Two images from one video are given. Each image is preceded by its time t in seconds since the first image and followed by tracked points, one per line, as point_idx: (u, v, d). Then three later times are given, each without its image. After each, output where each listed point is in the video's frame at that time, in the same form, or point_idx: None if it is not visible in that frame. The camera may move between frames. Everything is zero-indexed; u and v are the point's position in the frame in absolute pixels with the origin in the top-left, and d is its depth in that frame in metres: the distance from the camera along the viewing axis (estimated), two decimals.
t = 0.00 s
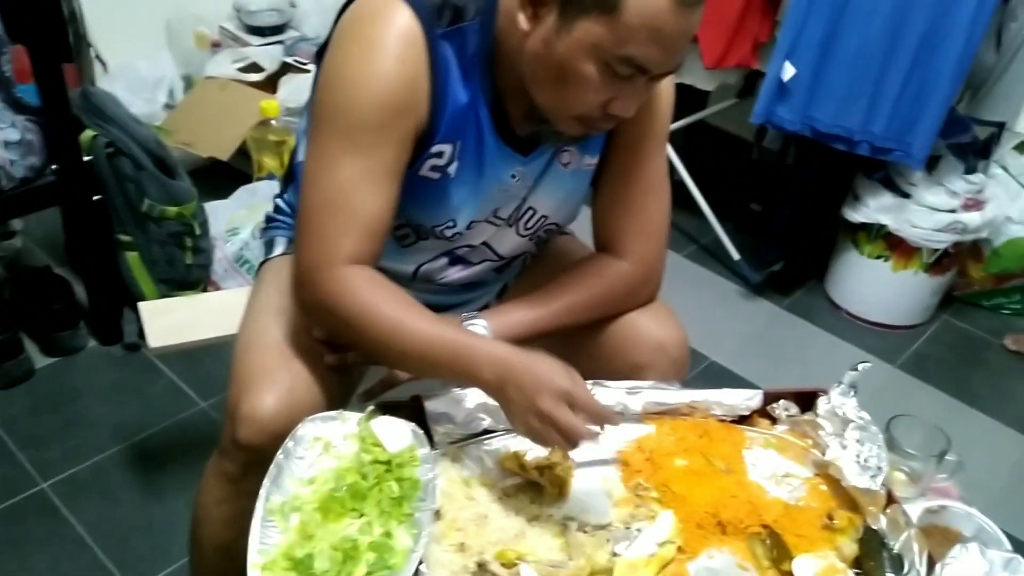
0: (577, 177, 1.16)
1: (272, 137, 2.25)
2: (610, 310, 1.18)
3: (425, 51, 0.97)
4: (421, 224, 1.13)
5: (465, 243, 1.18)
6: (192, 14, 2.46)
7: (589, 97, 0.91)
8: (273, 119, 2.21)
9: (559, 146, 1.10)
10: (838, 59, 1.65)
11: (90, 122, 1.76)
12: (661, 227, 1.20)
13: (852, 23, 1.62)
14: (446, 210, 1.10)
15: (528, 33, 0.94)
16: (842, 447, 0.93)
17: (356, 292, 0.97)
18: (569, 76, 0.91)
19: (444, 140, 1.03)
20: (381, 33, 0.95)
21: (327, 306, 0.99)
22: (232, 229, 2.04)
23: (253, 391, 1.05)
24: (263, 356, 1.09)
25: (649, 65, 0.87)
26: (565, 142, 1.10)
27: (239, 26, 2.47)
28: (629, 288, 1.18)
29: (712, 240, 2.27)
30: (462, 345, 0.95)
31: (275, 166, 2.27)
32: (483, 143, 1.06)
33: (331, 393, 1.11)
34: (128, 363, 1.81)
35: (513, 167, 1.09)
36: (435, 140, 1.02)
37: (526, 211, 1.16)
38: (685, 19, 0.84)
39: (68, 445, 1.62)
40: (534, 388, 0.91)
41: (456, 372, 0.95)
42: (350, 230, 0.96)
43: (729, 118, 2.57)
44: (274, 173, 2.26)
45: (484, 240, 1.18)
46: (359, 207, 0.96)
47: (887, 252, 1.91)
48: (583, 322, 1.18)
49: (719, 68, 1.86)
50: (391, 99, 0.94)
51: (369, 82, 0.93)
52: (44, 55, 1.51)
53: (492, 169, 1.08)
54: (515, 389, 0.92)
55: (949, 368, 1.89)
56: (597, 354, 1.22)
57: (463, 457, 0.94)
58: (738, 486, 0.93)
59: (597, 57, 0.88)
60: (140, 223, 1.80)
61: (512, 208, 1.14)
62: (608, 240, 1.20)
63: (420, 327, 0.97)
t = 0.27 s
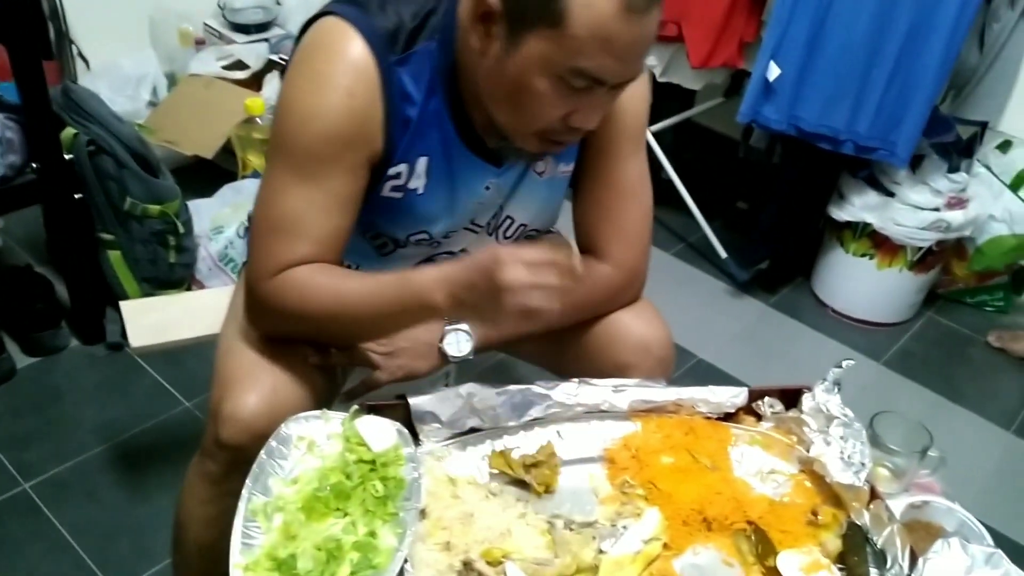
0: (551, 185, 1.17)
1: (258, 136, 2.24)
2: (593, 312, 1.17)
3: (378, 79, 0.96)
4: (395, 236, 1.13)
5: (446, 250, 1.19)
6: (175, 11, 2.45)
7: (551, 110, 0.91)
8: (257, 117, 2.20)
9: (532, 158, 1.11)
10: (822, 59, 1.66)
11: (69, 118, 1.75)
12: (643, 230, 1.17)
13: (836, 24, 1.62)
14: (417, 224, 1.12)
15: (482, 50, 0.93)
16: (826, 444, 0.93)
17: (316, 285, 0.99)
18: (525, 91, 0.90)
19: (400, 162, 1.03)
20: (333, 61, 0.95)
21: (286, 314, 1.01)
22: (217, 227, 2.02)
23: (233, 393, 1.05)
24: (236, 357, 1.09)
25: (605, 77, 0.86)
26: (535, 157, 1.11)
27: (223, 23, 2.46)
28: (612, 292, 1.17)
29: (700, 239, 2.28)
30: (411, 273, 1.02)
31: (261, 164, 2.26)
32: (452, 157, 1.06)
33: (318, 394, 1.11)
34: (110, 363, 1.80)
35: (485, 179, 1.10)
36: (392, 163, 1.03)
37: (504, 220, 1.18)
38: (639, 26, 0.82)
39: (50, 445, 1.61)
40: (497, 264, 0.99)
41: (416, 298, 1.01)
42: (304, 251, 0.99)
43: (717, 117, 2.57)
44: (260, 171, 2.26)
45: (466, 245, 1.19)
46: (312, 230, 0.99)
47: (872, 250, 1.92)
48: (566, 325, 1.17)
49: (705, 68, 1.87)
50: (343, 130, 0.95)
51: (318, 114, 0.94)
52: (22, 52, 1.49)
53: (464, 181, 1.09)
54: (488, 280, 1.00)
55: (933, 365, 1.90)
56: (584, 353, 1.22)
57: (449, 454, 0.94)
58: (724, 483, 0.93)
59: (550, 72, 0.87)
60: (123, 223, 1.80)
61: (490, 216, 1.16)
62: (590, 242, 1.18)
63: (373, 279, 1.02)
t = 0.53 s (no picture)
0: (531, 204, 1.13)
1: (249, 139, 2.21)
2: (575, 324, 1.18)
3: (338, 96, 0.97)
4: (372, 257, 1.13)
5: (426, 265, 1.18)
6: (165, 13, 2.43)
7: (488, 132, 0.90)
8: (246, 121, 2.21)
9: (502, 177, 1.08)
10: (812, 62, 1.66)
11: (58, 122, 1.73)
12: (627, 241, 1.16)
13: (827, 26, 1.63)
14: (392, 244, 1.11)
15: (416, 73, 0.93)
16: (818, 448, 0.93)
17: (289, 292, 0.99)
18: (458, 112, 0.90)
19: (371, 185, 1.04)
20: (292, 78, 0.96)
21: (265, 330, 1.02)
22: (208, 230, 2.02)
23: (223, 399, 1.04)
24: (219, 370, 1.08)
25: (533, 98, 0.85)
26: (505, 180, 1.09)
27: (213, 25, 2.46)
28: (592, 305, 1.17)
29: (693, 241, 2.28)
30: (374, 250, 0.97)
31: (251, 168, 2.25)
32: (418, 175, 1.05)
33: (307, 400, 1.09)
34: (101, 369, 1.79)
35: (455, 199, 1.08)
36: (362, 185, 1.03)
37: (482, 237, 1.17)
38: (558, 44, 0.81)
39: (42, 452, 1.60)
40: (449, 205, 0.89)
41: (382, 275, 0.96)
42: (280, 267, 0.99)
43: (708, 119, 2.58)
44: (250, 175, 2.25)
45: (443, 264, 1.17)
46: (286, 245, 0.99)
47: (863, 252, 1.92)
48: (550, 336, 1.19)
49: (696, 70, 1.88)
50: (307, 146, 0.96)
51: (284, 134, 0.95)
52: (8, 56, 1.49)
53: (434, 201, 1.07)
54: (436, 233, 0.92)
55: (925, 367, 1.90)
56: (572, 362, 1.22)
57: (441, 461, 0.93)
58: (717, 488, 0.93)
59: (478, 93, 0.86)
60: (113, 227, 1.79)
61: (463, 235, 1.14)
62: (571, 254, 1.18)
63: (344, 266, 0.99)
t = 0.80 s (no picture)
0: (523, 221, 1.13)
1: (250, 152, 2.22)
2: (571, 341, 1.18)
3: (331, 114, 0.97)
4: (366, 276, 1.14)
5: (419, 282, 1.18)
6: (168, 27, 2.43)
7: (480, 158, 0.89)
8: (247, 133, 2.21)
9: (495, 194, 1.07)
10: (809, 74, 1.66)
11: (60, 136, 1.70)
12: (622, 258, 1.16)
13: (823, 39, 1.63)
14: (387, 263, 1.11)
15: (405, 102, 0.93)
16: (819, 463, 0.92)
17: (271, 318, 0.98)
18: (448, 141, 0.90)
19: (366, 206, 1.04)
20: (284, 97, 0.97)
21: (251, 353, 1.02)
22: (208, 244, 2.03)
23: (209, 413, 1.08)
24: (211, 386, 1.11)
25: (521, 120, 0.84)
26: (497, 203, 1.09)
27: (215, 40, 2.48)
28: (587, 322, 1.17)
29: (691, 252, 2.27)
30: (354, 290, 0.94)
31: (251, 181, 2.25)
32: (409, 196, 1.04)
33: (289, 419, 1.13)
34: (100, 381, 1.78)
35: (447, 219, 1.08)
36: (357, 206, 1.04)
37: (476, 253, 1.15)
38: (538, 67, 0.82)
39: (42, 465, 1.59)
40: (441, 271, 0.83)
41: (358, 317, 0.93)
42: (267, 289, 0.99)
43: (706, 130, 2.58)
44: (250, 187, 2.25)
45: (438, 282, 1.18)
46: (275, 266, 0.99)
47: (863, 263, 1.91)
48: (545, 351, 1.18)
49: (694, 81, 1.88)
50: (298, 166, 0.96)
51: (274, 159, 0.96)
52: (13, 71, 1.50)
53: (427, 221, 1.07)
54: (418, 288, 0.86)
55: (925, 378, 1.89)
56: (568, 377, 1.21)
57: (440, 477, 0.93)
58: (716, 504, 0.93)
59: (466, 119, 0.86)
60: (114, 241, 1.78)
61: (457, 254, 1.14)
62: (566, 271, 1.17)
63: (327, 300, 0.97)
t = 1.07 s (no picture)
0: (520, 237, 1.14)
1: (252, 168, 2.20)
2: (570, 359, 1.17)
3: (334, 139, 0.97)
4: (363, 293, 1.14)
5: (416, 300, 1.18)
6: (170, 45, 2.45)
7: (480, 181, 0.89)
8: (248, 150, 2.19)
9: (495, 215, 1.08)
10: (806, 89, 1.67)
11: (66, 155, 1.71)
12: (620, 276, 1.16)
13: (820, 55, 1.63)
14: (384, 281, 1.11)
15: (405, 126, 0.93)
16: (820, 483, 0.90)
17: (272, 345, 0.99)
18: (449, 165, 0.89)
19: (368, 226, 1.04)
20: (286, 123, 0.97)
21: (250, 378, 1.02)
22: (210, 260, 2.02)
23: (205, 431, 1.07)
24: (205, 403, 1.11)
25: (522, 143, 0.85)
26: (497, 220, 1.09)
27: (217, 57, 2.48)
28: (586, 340, 1.16)
29: (689, 266, 2.27)
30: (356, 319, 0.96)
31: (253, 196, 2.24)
32: (410, 215, 1.05)
33: (287, 439, 1.13)
34: (101, 398, 1.77)
35: (446, 236, 1.08)
36: (359, 227, 1.03)
37: (475, 272, 1.16)
38: (538, 92, 0.82)
39: (42, 482, 1.58)
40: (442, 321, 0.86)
41: (360, 348, 0.95)
42: (268, 314, 1.00)
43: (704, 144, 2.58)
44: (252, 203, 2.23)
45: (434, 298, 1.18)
46: (276, 291, 1.00)
47: (862, 277, 1.91)
48: (544, 370, 1.16)
49: (691, 97, 1.88)
50: (300, 193, 0.96)
51: (276, 185, 0.96)
52: (18, 89, 1.50)
53: (427, 240, 1.08)
54: (416, 334, 0.89)
55: (926, 393, 1.89)
56: (566, 396, 1.21)
57: (440, 496, 0.92)
58: (717, 524, 0.92)
59: (467, 143, 0.86)
60: (117, 257, 1.77)
61: (455, 271, 1.14)
62: (564, 290, 1.17)
63: (329, 329, 0.98)
